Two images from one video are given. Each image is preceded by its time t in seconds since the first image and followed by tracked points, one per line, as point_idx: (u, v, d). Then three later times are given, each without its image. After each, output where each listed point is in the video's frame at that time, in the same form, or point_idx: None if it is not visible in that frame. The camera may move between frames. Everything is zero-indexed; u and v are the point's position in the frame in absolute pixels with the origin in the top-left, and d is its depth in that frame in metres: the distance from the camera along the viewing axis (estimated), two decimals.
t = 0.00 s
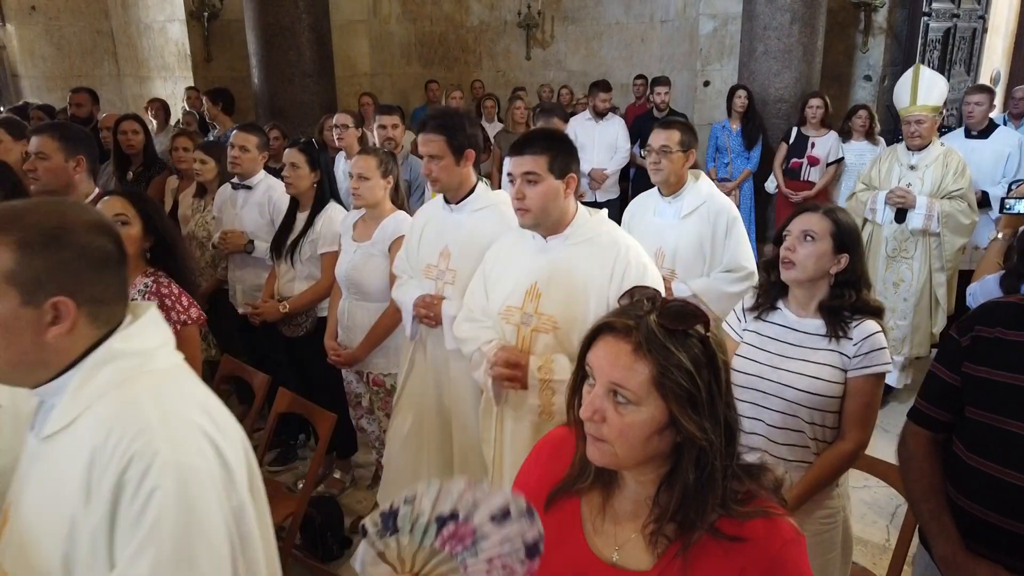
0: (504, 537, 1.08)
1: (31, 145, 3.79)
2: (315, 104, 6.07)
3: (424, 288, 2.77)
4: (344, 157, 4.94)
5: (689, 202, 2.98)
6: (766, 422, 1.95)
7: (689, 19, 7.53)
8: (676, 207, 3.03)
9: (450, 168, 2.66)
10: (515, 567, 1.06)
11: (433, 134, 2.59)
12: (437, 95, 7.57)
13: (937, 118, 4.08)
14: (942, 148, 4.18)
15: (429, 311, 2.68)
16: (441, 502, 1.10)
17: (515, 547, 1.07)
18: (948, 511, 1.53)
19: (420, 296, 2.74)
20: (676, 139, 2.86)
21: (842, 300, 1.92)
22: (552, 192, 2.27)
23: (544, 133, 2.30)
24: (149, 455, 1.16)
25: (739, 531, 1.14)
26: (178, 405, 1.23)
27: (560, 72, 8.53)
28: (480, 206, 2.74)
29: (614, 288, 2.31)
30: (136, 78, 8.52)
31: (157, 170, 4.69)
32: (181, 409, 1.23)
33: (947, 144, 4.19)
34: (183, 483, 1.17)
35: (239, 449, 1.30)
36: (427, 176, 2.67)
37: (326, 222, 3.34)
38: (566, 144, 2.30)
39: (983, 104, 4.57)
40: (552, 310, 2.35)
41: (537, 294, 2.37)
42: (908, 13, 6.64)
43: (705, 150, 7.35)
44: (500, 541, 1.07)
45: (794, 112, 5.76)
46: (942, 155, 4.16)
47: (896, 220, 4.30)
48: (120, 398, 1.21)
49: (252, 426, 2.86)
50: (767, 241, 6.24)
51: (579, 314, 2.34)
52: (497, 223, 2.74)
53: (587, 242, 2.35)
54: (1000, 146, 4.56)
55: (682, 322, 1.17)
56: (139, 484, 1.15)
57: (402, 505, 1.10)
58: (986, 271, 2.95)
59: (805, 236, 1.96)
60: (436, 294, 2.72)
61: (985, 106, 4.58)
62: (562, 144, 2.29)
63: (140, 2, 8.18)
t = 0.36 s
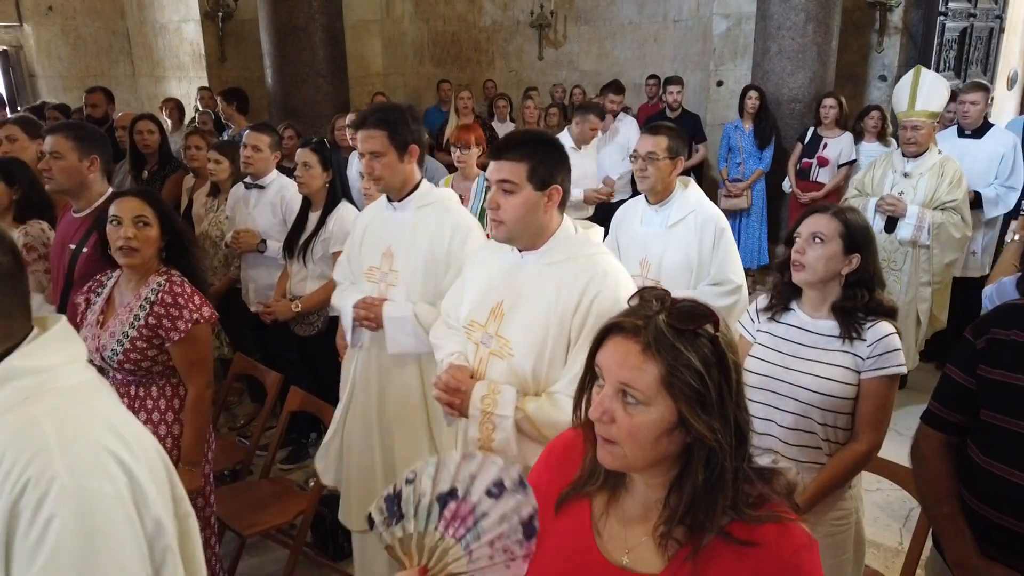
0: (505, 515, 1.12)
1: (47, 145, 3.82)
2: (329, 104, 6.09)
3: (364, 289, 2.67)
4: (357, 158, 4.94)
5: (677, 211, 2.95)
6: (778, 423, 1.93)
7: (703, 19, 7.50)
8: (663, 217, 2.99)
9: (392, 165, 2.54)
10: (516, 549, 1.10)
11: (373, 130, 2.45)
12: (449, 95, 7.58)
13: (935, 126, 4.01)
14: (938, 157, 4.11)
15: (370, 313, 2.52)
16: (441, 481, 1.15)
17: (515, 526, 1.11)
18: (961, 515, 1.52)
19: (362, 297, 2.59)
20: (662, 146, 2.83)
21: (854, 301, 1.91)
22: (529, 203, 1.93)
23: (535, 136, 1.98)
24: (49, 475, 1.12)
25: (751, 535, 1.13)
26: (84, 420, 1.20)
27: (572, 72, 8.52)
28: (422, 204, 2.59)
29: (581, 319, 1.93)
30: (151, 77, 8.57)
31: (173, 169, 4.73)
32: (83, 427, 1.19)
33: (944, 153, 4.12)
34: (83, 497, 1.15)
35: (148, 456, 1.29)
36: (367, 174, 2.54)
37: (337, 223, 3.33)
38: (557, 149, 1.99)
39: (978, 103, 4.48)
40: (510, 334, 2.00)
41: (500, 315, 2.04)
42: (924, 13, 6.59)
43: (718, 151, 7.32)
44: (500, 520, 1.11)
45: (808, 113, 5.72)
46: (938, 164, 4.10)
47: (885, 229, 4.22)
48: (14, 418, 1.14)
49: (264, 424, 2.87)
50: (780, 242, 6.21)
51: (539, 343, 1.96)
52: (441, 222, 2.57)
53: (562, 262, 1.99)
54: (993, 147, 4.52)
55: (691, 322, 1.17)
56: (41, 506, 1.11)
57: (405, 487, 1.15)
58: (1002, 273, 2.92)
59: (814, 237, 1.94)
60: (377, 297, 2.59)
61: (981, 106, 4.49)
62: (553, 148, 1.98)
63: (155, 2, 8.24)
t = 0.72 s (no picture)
0: (524, 550, 1.07)
1: (61, 143, 3.85)
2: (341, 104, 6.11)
3: (334, 302, 2.68)
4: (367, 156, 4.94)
5: (669, 220, 2.85)
6: (791, 424, 1.93)
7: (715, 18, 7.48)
8: (654, 225, 2.90)
9: (355, 171, 2.56)
10: None
11: (332, 135, 2.48)
12: (460, 95, 7.59)
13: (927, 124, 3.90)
14: (933, 158, 4.00)
15: (336, 327, 2.52)
16: (455, 516, 1.11)
17: (537, 558, 1.07)
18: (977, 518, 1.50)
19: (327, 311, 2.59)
20: (656, 151, 2.77)
21: (868, 301, 1.90)
22: (486, 214, 1.86)
23: (491, 143, 1.90)
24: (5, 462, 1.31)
25: (765, 538, 1.13)
26: (34, 412, 1.37)
27: (583, 72, 8.52)
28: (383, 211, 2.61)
29: (544, 337, 1.81)
30: (165, 77, 8.63)
31: (186, 168, 4.76)
32: (33, 414, 1.37)
33: (939, 154, 4.01)
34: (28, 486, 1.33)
35: (93, 441, 1.48)
36: (331, 182, 2.57)
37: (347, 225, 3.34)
38: (510, 159, 1.90)
39: (982, 110, 4.34)
40: (471, 354, 1.91)
41: (461, 333, 1.95)
42: (938, 13, 6.55)
43: (729, 151, 7.29)
44: (521, 552, 1.07)
45: (820, 113, 5.69)
46: (932, 166, 3.99)
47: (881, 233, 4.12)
48: None
49: (275, 422, 2.88)
50: (792, 243, 6.18)
51: (500, 363, 1.86)
52: (405, 232, 2.59)
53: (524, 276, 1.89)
54: (993, 156, 4.41)
55: (700, 319, 1.17)
56: None
57: (414, 515, 1.12)
58: (1018, 273, 2.89)
59: (826, 239, 1.94)
60: (344, 308, 2.61)
61: (985, 111, 4.35)
62: (507, 158, 1.90)
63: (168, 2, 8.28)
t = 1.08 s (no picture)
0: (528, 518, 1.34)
1: (71, 142, 3.87)
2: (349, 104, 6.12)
3: (301, 319, 2.66)
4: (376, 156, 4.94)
5: (653, 229, 2.73)
6: (800, 424, 1.92)
7: (724, 18, 7.46)
8: (638, 234, 2.77)
9: (332, 182, 2.55)
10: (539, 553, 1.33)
11: (310, 142, 2.49)
12: (468, 95, 7.60)
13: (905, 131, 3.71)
14: (910, 165, 3.75)
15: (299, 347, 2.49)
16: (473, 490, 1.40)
17: (538, 533, 1.33)
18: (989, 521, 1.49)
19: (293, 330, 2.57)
20: (636, 156, 2.62)
21: (878, 302, 1.89)
22: (409, 216, 1.83)
23: (407, 149, 1.88)
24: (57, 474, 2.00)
25: (777, 540, 1.12)
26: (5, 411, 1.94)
27: (592, 71, 8.51)
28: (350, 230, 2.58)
29: (482, 337, 1.79)
30: (174, 76, 8.66)
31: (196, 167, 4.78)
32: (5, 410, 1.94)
33: (915, 161, 3.76)
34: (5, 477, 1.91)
35: (59, 438, 2.03)
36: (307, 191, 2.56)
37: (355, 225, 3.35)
38: (428, 159, 1.88)
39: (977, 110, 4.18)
40: (406, 365, 1.87)
41: (393, 346, 1.92)
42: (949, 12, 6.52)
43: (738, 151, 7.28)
44: (524, 526, 1.34)
45: (830, 113, 5.67)
46: (911, 173, 3.73)
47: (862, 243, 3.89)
48: None
49: (281, 420, 2.89)
50: (800, 244, 6.15)
51: (437, 372, 1.83)
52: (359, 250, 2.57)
53: (456, 278, 1.87)
54: (990, 158, 4.23)
55: (712, 320, 1.17)
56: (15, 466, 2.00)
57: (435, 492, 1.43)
58: None
59: (837, 241, 1.93)
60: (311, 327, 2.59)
61: (980, 112, 4.17)
62: (423, 159, 1.87)
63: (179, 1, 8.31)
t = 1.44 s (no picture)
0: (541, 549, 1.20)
1: (79, 141, 3.88)
2: (356, 103, 6.13)
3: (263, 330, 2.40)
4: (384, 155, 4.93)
5: (618, 235, 2.61)
6: (809, 424, 1.91)
7: (732, 17, 7.44)
8: (602, 242, 2.65)
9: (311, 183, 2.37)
10: None
11: (294, 139, 2.56)
12: (475, 94, 7.59)
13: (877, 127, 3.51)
14: (886, 160, 3.55)
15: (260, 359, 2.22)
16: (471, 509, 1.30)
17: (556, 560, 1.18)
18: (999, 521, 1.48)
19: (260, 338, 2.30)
20: (598, 160, 2.53)
21: (888, 302, 1.88)
22: (352, 220, 1.71)
23: (347, 143, 1.76)
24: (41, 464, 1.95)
25: (787, 542, 1.12)
26: None
27: (599, 71, 8.50)
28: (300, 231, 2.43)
29: (433, 344, 1.69)
30: (181, 76, 8.67)
31: (203, 166, 4.80)
32: None
33: (891, 156, 3.56)
34: None
35: None
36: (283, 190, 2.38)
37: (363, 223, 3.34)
38: (371, 158, 1.75)
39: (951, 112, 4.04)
40: (355, 375, 1.76)
41: (343, 354, 1.80)
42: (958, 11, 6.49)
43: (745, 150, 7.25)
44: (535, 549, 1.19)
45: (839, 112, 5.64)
46: (886, 168, 3.53)
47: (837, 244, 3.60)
48: None
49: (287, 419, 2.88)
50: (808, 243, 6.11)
51: (387, 381, 1.72)
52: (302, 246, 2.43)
53: (405, 281, 1.77)
54: (967, 160, 4.11)
55: (720, 319, 1.16)
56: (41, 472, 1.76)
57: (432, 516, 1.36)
58: None
59: (847, 241, 1.91)
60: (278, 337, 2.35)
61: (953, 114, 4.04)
62: (367, 156, 1.75)
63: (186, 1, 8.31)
